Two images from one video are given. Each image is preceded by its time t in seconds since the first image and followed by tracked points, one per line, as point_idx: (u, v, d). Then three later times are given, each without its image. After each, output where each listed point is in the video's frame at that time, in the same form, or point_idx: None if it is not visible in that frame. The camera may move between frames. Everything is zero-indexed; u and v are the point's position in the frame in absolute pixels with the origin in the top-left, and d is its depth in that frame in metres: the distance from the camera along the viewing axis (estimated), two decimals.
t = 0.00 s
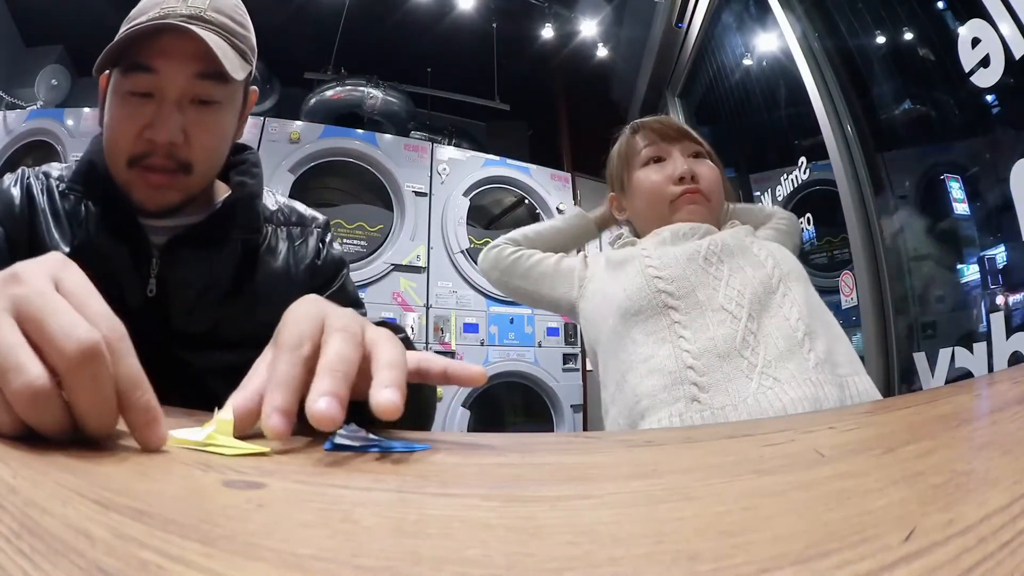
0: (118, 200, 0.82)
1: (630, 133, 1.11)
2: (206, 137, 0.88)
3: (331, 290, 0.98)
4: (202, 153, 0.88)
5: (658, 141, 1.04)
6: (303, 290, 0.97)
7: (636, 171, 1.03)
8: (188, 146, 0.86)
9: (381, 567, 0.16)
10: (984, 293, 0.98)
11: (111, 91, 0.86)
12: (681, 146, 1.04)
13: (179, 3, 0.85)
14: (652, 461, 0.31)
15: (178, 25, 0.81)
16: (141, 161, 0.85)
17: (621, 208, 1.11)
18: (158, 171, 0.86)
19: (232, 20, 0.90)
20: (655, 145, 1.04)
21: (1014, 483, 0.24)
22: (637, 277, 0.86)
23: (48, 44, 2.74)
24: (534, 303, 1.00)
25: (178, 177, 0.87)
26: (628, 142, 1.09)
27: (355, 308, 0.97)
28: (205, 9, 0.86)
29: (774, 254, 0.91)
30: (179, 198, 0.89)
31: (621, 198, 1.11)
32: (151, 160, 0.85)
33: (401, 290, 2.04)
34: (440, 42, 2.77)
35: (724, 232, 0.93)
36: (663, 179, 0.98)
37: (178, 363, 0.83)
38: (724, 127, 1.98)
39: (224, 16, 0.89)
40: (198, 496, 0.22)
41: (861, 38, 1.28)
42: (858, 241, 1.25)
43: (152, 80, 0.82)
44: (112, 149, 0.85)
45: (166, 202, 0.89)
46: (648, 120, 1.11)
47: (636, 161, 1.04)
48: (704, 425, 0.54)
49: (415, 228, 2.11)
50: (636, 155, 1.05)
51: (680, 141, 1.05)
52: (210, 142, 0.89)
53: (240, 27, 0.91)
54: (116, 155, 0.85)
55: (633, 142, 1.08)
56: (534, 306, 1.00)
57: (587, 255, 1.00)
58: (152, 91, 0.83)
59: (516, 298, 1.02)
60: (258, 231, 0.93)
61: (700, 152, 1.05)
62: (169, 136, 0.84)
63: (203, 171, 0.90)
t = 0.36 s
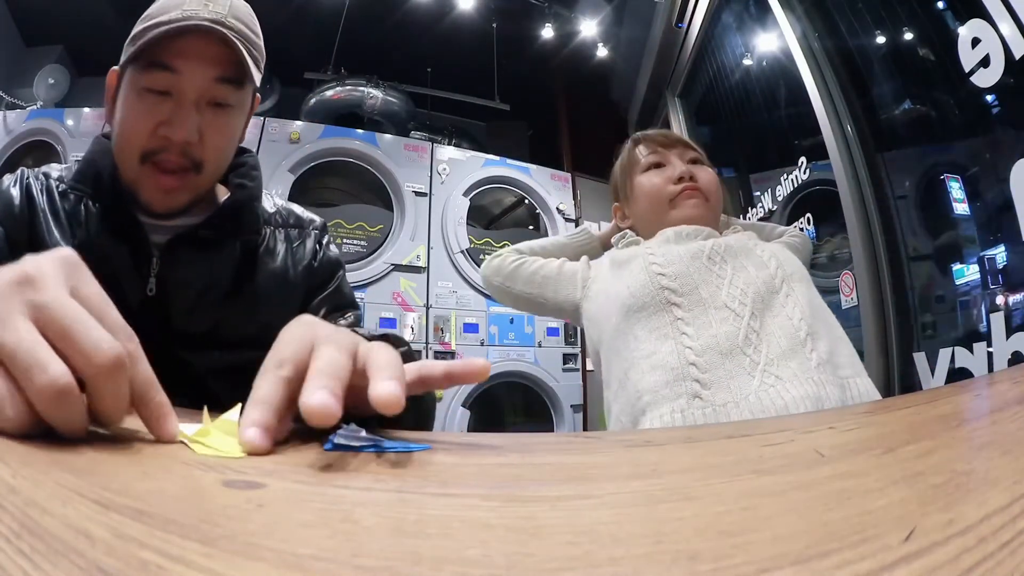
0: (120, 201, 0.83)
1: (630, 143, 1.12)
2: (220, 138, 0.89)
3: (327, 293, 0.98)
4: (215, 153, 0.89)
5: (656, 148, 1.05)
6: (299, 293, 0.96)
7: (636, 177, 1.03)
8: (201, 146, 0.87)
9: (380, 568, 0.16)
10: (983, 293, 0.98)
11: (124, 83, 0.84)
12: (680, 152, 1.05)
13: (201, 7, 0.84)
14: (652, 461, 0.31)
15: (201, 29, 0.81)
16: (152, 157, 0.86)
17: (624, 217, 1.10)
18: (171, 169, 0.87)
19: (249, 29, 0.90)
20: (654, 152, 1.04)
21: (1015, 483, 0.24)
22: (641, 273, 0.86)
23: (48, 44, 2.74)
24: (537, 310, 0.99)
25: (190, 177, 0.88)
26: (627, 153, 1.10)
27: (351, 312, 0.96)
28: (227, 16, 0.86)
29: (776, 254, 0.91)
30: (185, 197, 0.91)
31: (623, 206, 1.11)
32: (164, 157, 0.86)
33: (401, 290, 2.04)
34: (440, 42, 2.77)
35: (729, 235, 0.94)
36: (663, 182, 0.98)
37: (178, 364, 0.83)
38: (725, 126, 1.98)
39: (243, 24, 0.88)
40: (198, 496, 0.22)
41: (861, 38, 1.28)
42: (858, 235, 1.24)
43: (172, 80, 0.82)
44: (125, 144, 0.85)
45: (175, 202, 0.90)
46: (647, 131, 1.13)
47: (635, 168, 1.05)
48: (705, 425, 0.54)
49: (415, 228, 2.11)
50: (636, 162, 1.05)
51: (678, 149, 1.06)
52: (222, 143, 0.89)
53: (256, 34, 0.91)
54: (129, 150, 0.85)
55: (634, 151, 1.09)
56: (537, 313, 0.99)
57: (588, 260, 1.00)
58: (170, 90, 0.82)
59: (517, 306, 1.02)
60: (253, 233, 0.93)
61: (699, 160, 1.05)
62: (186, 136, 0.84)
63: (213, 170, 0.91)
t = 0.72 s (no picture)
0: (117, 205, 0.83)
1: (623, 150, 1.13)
2: (225, 160, 0.92)
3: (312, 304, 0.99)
4: (219, 174, 0.92)
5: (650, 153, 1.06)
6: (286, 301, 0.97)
7: (631, 181, 1.04)
8: (208, 168, 0.90)
9: (381, 567, 0.16)
10: (984, 293, 0.98)
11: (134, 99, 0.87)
12: (672, 157, 1.06)
13: (215, 32, 0.88)
14: (652, 461, 0.31)
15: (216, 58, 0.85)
16: (159, 174, 0.88)
17: (619, 221, 1.10)
18: (175, 188, 0.90)
19: (258, 54, 0.93)
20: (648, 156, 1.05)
21: (1014, 483, 0.24)
22: (643, 274, 0.86)
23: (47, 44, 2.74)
24: (534, 314, 0.99)
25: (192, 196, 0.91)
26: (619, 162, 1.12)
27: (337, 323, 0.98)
28: (239, 43, 0.89)
29: (778, 255, 0.91)
30: (186, 212, 0.94)
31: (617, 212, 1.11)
32: (170, 177, 0.88)
33: (401, 290, 2.04)
34: (439, 42, 2.77)
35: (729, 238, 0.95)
36: (657, 186, 0.99)
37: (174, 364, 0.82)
38: (725, 126, 1.97)
39: (253, 50, 0.92)
40: (198, 496, 0.22)
41: (861, 38, 1.28)
42: (858, 233, 1.24)
43: (184, 103, 0.85)
44: (132, 159, 0.87)
45: (177, 215, 0.94)
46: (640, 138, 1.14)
47: (629, 172, 1.06)
48: (705, 425, 0.54)
49: (415, 228, 2.11)
50: (630, 168, 1.06)
51: (671, 154, 1.07)
52: (227, 163, 0.92)
53: (266, 60, 0.95)
54: (136, 164, 0.88)
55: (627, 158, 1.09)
56: (536, 317, 0.99)
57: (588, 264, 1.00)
58: (181, 112, 0.85)
59: (514, 312, 1.01)
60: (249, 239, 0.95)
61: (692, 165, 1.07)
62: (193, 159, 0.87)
63: (215, 189, 0.94)
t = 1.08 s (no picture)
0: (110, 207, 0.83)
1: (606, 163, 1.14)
2: (213, 155, 0.92)
3: (302, 298, 0.98)
4: (207, 169, 0.92)
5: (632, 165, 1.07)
6: (276, 296, 0.97)
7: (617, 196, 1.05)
8: (195, 162, 0.90)
9: (381, 567, 0.16)
10: (984, 293, 0.98)
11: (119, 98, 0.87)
12: (654, 165, 1.06)
13: (196, 27, 0.87)
14: (652, 461, 0.31)
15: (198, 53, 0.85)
16: (148, 171, 0.89)
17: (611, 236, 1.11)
18: (164, 182, 0.90)
19: (240, 47, 0.92)
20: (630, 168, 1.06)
21: (1014, 483, 0.24)
22: (642, 275, 0.86)
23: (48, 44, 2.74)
24: (534, 315, 0.99)
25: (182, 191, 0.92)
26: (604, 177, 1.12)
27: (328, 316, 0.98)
28: (221, 37, 0.88)
29: (776, 254, 0.91)
30: (178, 207, 0.95)
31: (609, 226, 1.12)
32: (159, 172, 0.89)
33: (401, 290, 2.04)
34: (439, 41, 2.77)
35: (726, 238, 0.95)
36: (641, 200, 1.00)
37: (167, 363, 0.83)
38: (725, 126, 1.97)
39: (235, 44, 0.91)
40: (198, 496, 0.22)
41: (861, 38, 1.28)
42: (858, 233, 1.24)
43: (169, 99, 0.85)
44: (120, 157, 0.88)
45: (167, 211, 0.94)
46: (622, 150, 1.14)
47: (615, 187, 1.07)
48: (704, 425, 0.54)
49: (415, 228, 2.11)
50: (615, 182, 1.07)
51: (653, 162, 1.08)
52: (215, 158, 0.93)
53: (248, 52, 0.94)
54: (124, 162, 0.88)
55: (612, 171, 1.10)
56: (535, 318, 0.99)
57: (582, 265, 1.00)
58: (167, 107, 0.86)
59: (513, 313, 1.01)
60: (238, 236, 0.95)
61: (676, 171, 1.07)
62: (180, 154, 0.88)
63: (204, 184, 0.95)
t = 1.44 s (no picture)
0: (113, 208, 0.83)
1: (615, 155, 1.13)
2: (218, 154, 0.92)
3: (304, 301, 0.99)
4: (213, 168, 0.93)
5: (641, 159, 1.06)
6: (278, 298, 0.97)
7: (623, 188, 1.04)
8: (202, 162, 0.90)
9: (380, 567, 0.16)
10: (984, 293, 0.98)
11: (124, 97, 0.87)
12: (663, 161, 1.06)
13: (202, 27, 0.87)
14: (652, 461, 0.31)
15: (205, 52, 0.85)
16: (153, 171, 0.89)
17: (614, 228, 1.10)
18: (169, 183, 0.90)
19: (246, 47, 0.92)
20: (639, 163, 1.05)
21: (1014, 483, 0.24)
22: (641, 275, 0.86)
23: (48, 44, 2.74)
24: (532, 311, 1.00)
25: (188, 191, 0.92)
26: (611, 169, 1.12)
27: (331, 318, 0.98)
28: (227, 36, 0.88)
29: (775, 252, 0.91)
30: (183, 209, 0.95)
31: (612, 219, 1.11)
32: (165, 172, 0.89)
33: (401, 290, 2.04)
34: (439, 42, 2.77)
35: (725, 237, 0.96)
36: (648, 194, 1.00)
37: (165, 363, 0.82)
38: (725, 126, 1.97)
39: (242, 44, 0.91)
40: (198, 496, 0.22)
41: (861, 37, 1.28)
42: (858, 233, 1.24)
43: (175, 99, 0.85)
44: (125, 157, 0.88)
45: (172, 214, 0.94)
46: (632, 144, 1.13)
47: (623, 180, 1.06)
48: (704, 426, 0.54)
49: (415, 228, 2.11)
50: (622, 175, 1.07)
51: (662, 158, 1.07)
52: (221, 157, 0.93)
53: (254, 52, 0.94)
54: (130, 163, 0.88)
55: (620, 164, 1.10)
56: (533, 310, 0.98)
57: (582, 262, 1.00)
58: (173, 107, 0.86)
59: (513, 308, 1.01)
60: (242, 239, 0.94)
61: (684, 169, 1.07)
62: (187, 154, 0.88)
63: (209, 184, 0.95)
